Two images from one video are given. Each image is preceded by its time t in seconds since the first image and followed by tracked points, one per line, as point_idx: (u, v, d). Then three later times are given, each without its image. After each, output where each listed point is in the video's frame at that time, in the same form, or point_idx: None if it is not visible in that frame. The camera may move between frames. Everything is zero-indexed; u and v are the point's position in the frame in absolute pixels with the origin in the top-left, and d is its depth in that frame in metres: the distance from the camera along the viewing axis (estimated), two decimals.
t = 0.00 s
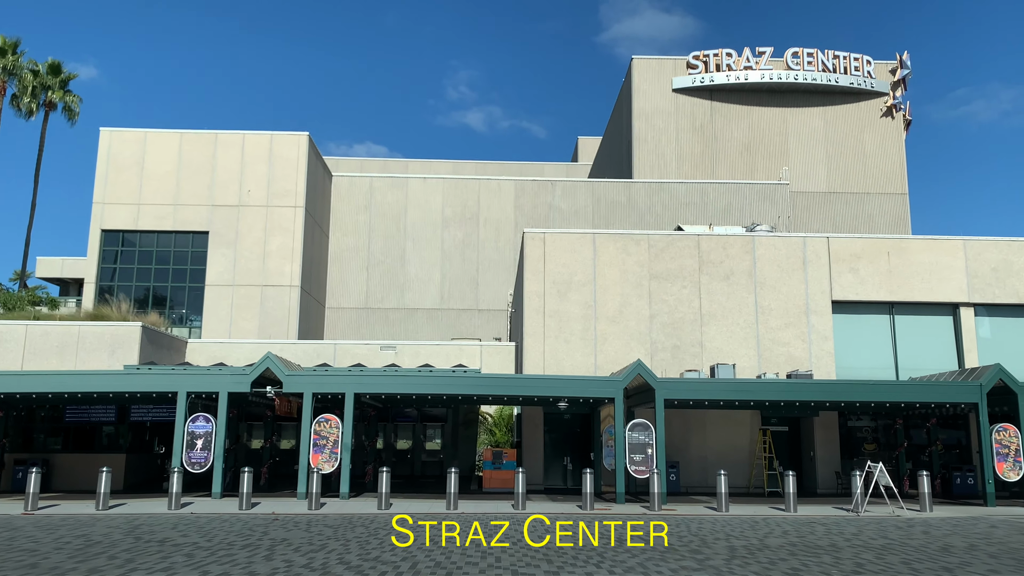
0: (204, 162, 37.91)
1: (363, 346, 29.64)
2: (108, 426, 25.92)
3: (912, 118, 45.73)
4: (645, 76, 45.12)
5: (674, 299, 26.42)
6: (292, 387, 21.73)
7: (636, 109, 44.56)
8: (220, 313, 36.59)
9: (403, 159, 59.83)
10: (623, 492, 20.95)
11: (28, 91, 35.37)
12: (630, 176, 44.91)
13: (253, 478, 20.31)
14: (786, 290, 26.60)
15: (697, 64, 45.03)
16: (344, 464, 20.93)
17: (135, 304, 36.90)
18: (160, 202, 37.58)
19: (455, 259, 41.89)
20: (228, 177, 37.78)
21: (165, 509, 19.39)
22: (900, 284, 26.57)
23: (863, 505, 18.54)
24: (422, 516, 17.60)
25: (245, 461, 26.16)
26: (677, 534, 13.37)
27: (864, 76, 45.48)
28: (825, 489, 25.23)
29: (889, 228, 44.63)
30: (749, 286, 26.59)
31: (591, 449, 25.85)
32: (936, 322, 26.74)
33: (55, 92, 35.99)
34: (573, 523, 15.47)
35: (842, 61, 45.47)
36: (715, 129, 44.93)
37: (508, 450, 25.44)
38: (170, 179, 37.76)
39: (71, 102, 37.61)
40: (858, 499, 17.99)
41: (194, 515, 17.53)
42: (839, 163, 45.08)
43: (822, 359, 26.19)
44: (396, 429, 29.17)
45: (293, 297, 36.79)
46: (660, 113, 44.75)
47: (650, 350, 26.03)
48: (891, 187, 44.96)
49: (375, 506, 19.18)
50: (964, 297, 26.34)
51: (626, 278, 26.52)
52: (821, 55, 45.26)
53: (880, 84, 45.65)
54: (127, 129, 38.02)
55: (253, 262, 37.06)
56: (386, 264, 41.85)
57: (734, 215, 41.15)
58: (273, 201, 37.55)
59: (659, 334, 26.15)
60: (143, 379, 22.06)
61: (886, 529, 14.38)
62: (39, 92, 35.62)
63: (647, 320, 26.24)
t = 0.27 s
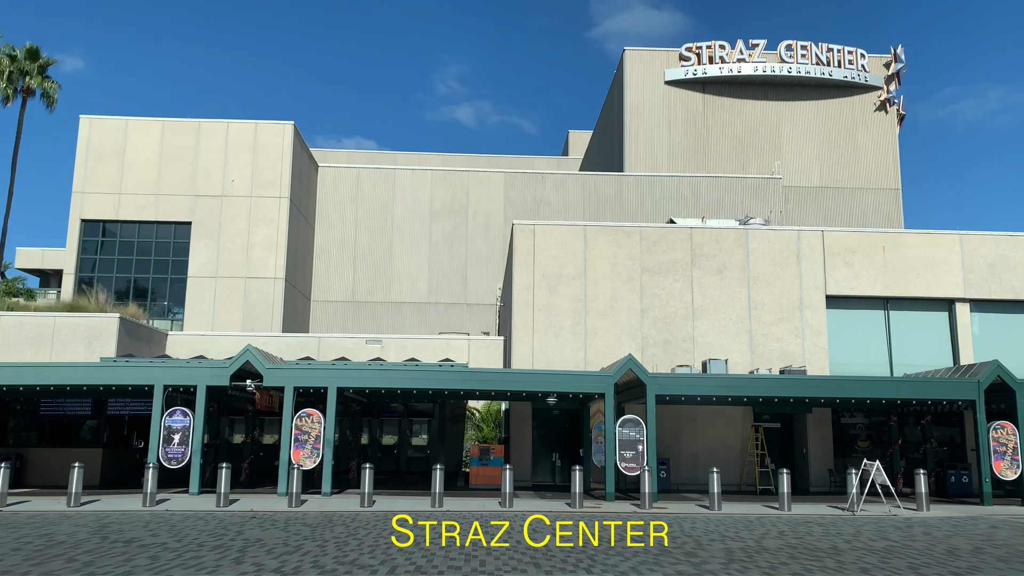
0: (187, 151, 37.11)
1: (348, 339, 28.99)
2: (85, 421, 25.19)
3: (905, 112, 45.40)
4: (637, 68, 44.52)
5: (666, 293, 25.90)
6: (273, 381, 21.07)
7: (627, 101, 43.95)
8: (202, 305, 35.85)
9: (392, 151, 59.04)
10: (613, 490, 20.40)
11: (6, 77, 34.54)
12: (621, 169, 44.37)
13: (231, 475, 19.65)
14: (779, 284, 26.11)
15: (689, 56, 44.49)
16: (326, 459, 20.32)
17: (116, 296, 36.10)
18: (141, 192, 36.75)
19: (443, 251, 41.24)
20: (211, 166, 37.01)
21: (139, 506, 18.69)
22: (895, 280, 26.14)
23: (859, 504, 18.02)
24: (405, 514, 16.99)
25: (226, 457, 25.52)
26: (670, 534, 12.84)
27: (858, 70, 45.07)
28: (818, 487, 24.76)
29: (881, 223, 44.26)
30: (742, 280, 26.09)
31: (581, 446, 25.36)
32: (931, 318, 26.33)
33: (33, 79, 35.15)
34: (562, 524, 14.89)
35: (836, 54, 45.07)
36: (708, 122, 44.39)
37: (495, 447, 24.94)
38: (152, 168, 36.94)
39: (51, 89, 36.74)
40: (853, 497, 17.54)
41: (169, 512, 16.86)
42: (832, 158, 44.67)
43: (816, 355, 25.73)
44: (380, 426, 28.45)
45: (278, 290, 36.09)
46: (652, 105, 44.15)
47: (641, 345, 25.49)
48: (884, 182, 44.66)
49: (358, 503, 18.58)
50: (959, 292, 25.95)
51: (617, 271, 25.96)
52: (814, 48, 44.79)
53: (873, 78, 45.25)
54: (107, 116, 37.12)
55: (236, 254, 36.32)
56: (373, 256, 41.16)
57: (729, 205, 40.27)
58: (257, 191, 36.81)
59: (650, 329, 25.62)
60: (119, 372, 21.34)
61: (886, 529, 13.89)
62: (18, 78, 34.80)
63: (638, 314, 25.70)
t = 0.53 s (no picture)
0: (160, 137, 36.19)
1: (325, 331, 28.30)
2: (50, 413, 24.37)
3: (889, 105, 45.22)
4: (621, 58, 44.01)
5: (650, 284, 25.40)
6: (245, 372, 20.39)
7: (611, 92, 43.47)
8: (176, 295, 34.99)
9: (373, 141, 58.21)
10: (594, 485, 19.86)
11: None
12: (605, 160, 43.86)
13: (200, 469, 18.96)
14: (764, 276, 25.69)
15: (674, 46, 44.05)
16: (299, 454, 19.68)
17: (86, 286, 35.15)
18: (113, 179, 35.79)
19: (424, 242, 40.57)
20: (186, 154, 36.13)
21: (103, 502, 17.96)
22: (881, 272, 25.81)
23: (846, 500, 17.59)
24: (380, 509, 16.39)
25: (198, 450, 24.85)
26: (654, 532, 12.33)
27: (843, 63, 44.82)
28: (803, 483, 24.27)
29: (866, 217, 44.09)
30: (727, 271, 25.65)
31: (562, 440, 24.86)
32: (917, 310, 26.02)
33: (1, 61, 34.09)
34: (542, 520, 14.37)
35: (821, 46, 44.79)
36: (692, 113, 43.92)
37: (475, 439, 24.16)
38: (124, 155, 35.98)
39: (19, 73, 35.67)
40: (841, 492, 17.14)
41: (132, 508, 16.16)
42: (817, 150, 44.37)
43: (801, 347, 25.37)
44: (360, 418, 27.96)
45: (254, 280, 35.30)
46: (636, 95, 43.69)
47: (624, 337, 25.01)
48: (868, 175, 44.47)
49: (332, 499, 17.95)
50: (945, 285, 25.65)
51: (600, 262, 25.43)
52: (800, 40, 44.48)
53: (858, 70, 45.04)
54: (79, 101, 36.10)
55: (212, 243, 35.51)
56: (353, 247, 40.42)
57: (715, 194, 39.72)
58: (233, 179, 35.99)
59: (633, 321, 25.14)
60: (84, 363, 20.56)
61: (876, 526, 13.44)
62: None
63: (621, 306, 25.21)
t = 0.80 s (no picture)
0: (124, 123, 35.10)
1: (293, 323, 27.55)
2: (3, 406, 23.42)
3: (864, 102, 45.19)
4: (598, 50, 43.52)
5: (625, 277, 24.93)
6: (206, 364, 19.64)
7: (586, 84, 42.98)
8: (140, 285, 34.00)
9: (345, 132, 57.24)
10: (567, 481, 19.39)
11: None
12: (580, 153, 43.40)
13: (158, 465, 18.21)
14: (740, 269, 25.32)
15: (651, 39, 43.64)
16: (262, 450, 18.99)
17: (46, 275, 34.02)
18: (74, 165, 34.64)
19: (396, 233, 39.87)
20: (151, 140, 35.10)
21: (54, 499, 17.15)
22: (857, 266, 25.54)
23: (822, 496, 17.23)
24: (344, 507, 15.78)
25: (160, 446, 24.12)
26: (629, 530, 11.85)
27: (818, 58, 44.70)
28: (779, 479, 23.89)
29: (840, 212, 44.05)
30: (703, 265, 25.24)
31: (535, 435, 24.38)
32: (892, 305, 25.81)
33: None
34: (513, 517, 13.84)
35: (797, 41, 44.62)
36: (669, 106, 43.55)
37: (445, 434, 23.67)
38: (86, 140, 34.85)
39: None
40: (817, 488, 16.80)
41: (83, 506, 15.39)
42: (792, 145, 44.20)
43: (776, 341, 25.07)
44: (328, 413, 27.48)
45: (221, 270, 34.41)
46: (612, 87, 43.23)
47: (599, 330, 24.54)
48: (843, 171, 44.42)
49: (295, 496, 17.29)
50: (921, 279, 25.44)
51: (574, 254, 24.93)
52: (776, 34, 44.28)
53: (833, 66, 44.95)
54: (39, 84, 34.87)
55: (177, 232, 34.55)
56: (323, 238, 39.62)
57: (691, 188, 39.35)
58: (200, 166, 35.05)
59: (608, 314, 24.68)
60: (36, 354, 19.67)
61: (855, 523, 13.06)
62: None
63: (596, 299, 24.74)
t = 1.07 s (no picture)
0: (78, 107, 33.87)
1: (252, 315, 26.70)
2: None
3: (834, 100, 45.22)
4: (568, 43, 43.04)
5: (594, 271, 24.44)
6: (156, 356, 18.80)
7: (557, 77, 42.48)
8: (93, 275, 32.85)
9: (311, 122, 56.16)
10: (532, 479, 18.86)
11: None
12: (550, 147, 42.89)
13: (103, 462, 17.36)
14: (710, 264, 24.96)
15: (622, 33, 43.24)
16: (215, 445, 18.22)
17: None
18: (25, 150, 33.35)
19: (361, 225, 39.01)
20: (107, 125, 33.94)
21: None
22: (826, 262, 25.31)
23: (791, 495, 16.91)
24: (299, 506, 15.11)
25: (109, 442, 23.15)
26: (594, 531, 11.35)
27: (789, 56, 44.64)
28: (746, 476, 23.71)
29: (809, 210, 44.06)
30: (673, 260, 24.83)
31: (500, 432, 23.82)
32: (861, 303, 25.66)
33: None
34: (474, 517, 13.28)
35: (768, 38, 44.50)
36: (640, 101, 43.18)
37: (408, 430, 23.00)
38: (38, 124, 33.56)
39: None
40: (786, 487, 16.45)
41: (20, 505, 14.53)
42: (762, 142, 44.09)
43: (745, 338, 24.79)
44: (287, 409, 27.17)
45: (179, 261, 33.38)
46: (583, 81, 42.79)
47: (566, 325, 24.03)
48: (812, 168, 44.41)
49: (249, 494, 16.56)
50: (890, 277, 25.28)
51: (542, 248, 24.37)
52: (747, 31, 44.12)
53: (803, 64, 44.94)
54: None
55: (134, 221, 33.45)
56: (287, 229, 38.70)
57: (662, 183, 38.98)
58: (158, 153, 33.96)
59: (576, 308, 24.18)
60: None
61: (826, 523, 12.67)
62: None
63: (564, 293, 24.21)
